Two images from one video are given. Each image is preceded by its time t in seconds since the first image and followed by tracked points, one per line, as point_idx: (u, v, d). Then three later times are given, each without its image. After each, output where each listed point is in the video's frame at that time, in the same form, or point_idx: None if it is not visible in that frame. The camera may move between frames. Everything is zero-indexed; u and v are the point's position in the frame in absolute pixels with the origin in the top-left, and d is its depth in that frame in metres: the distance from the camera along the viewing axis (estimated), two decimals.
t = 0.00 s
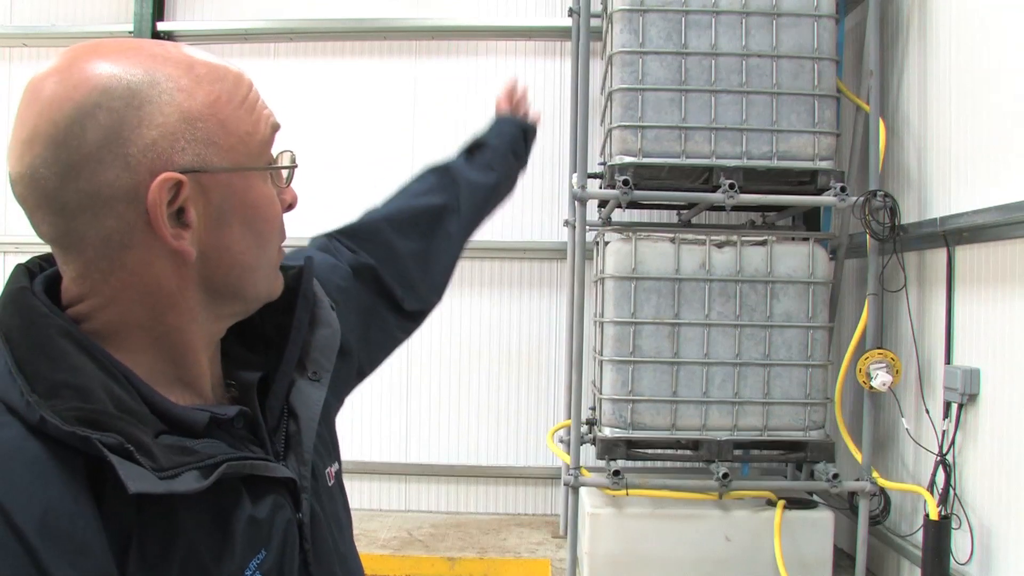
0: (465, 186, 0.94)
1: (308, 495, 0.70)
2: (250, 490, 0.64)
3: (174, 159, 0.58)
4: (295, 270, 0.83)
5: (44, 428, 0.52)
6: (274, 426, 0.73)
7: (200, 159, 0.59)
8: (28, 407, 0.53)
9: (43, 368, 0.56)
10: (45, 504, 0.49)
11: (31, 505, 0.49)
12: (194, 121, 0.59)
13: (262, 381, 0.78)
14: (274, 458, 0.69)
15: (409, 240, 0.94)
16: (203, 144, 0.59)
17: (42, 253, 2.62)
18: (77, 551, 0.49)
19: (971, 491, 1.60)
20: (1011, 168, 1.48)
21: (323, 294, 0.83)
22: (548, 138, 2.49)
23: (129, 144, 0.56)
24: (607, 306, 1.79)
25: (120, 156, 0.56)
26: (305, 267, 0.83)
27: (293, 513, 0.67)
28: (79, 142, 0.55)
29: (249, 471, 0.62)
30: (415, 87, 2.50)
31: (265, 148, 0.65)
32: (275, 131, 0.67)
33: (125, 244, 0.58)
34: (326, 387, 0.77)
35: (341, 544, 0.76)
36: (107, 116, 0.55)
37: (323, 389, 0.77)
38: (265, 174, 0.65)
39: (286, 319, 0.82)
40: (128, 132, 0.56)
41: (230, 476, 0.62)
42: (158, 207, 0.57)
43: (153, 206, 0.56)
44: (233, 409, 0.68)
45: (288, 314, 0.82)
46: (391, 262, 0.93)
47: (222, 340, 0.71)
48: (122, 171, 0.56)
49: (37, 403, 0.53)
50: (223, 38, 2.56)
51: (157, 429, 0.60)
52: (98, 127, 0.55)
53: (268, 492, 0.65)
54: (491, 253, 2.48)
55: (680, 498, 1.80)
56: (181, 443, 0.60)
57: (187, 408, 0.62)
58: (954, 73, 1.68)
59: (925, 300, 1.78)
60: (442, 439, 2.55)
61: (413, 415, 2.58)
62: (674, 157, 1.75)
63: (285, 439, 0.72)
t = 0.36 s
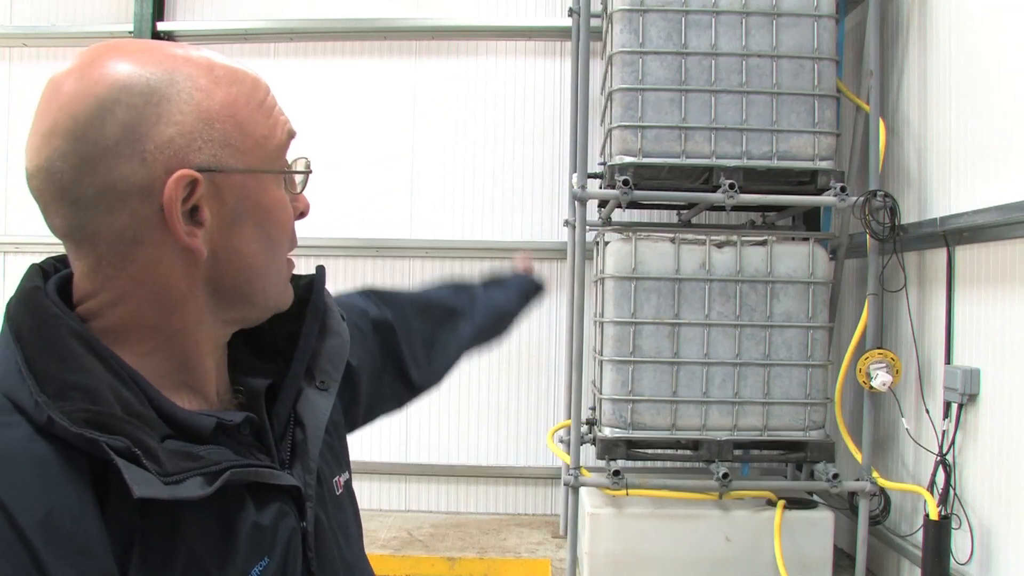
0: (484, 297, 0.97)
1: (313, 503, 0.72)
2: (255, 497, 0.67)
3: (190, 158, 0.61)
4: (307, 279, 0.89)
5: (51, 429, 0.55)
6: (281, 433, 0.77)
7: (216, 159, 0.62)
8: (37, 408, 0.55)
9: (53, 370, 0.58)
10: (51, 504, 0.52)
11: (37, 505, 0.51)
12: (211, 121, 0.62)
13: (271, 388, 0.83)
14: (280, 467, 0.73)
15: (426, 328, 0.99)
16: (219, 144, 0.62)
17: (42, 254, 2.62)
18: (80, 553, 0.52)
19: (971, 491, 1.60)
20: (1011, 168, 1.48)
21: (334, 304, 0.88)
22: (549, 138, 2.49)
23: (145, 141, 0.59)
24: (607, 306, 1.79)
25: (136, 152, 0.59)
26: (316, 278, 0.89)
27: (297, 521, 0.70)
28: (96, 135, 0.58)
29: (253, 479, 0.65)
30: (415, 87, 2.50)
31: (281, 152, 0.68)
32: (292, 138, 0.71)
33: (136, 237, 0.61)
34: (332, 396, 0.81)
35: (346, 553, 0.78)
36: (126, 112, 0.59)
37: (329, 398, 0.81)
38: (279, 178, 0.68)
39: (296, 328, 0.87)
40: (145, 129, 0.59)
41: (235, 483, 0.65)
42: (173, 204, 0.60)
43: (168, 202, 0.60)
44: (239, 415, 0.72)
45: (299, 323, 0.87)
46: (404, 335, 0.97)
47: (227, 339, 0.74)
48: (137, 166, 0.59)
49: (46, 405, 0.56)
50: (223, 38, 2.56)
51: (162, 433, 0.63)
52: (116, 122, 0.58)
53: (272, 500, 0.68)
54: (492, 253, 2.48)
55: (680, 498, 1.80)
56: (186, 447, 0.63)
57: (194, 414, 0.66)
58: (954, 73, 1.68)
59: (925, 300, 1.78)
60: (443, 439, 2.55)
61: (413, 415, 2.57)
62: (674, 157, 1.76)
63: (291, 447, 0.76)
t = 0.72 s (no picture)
0: (499, 361, 1.14)
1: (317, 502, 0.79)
2: (262, 492, 0.73)
3: (210, 154, 0.68)
4: (319, 284, 1.00)
5: (66, 415, 0.61)
6: (290, 432, 0.83)
7: (234, 155, 0.69)
8: (53, 394, 0.62)
9: (70, 361, 0.65)
10: (66, 491, 0.58)
11: (52, 492, 0.57)
12: (229, 118, 0.69)
13: (280, 388, 0.90)
14: (288, 465, 0.79)
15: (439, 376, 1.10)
16: (238, 141, 0.69)
17: (42, 254, 2.62)
18: (90, 540, 0.58)
19: (971, 491, 1.60)
20: (1011, 168, 1.49)
21: (344, 309, 0.99)
22: (549, 136, 2.49)
23: (165, 135, 0.66)
24: (607, 306, 1.79)
25: (157, 146, 0.66)
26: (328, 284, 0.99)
27: (302, 519, 0.76)
28: (119, 131, 0.65)
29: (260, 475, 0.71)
30: (415, 88, 2.50)
31: (294, 151, 0.76)
32: (305, 140, 0.78)
33: (155, 224, 0.67)
34: (340, 400, 0.87)
35: (349, 555, 0.84)
36: (147, 107, 0.65)
37: (336, 401, 0.87)
38: (295, 177, 0.76)
39: (306, 331, 0.96)
40: (164, 125, 0.66)
41: (244, 478, 0.71)
42: (192, 196, 0.66)
43: (186, 194, 0.66)
44: (248, 411, 0.78)
45: (309, 325, 0.97)
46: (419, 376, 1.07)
47: (236, 332, 0.81)
48: (158, 159, 0.66)
49: (64, 392, 0.62)
50: (223, 38, 2.56)
51: (174, 425, 0.69)
52: (137, 117, 0.65)
53: (279, 496, 0.74)
54: (492, 253, 2.48)
55: (680, 498, 1.80)
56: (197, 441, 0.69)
57: (205, 408, 0.72)
58: (953, 74, 1.68)
59: (925, 300, 1.78)
60: (442, 440, 2.55)
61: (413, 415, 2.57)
62: (674, 157, 1.75)
63: (298, 447, 0.82)
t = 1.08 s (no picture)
0: (507, 354, 1.16)
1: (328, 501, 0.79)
2: (273, 490, 0.74)
3: (230, 152, 0.69)
4: (332, 285, 1.00)
5: (79, 411, 0.62)
6: (302, 432, 0.83)
7: (253, 154, 0.71)
8: (67, 390, 0.62)
9: (84, 357, 0.65)
10: (78, 486, 0.59)
11: (66, 486, 0.58)
12: (248, 116, 0.70)
13: (292, 387, 0.90)
14: (299, 464, 0.80)
15: (450, 370, 1.11)
16: (257, 141, 0.71)
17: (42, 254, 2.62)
18: (101, 536, 0.58)
19: (971, 491, 1.60)
20: (1011, 168, 1.48)
21: (357, 309, 0.99)
22: (549, 136, 2.49)
23: (186, 134, 0.67)
24: (607, 306, 1.79)
25: (178, 144, 0.67)
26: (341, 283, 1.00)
27: (313, 518, 0.76)
28: (139, 129, 0.66)
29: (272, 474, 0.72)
30: (415, 88, 2.50)
31: (311, 150, 0.77)
32: (321, 141, 0.80)
33: (175, 221, 0.69)
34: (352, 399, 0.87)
35: (360, 554, 0.85)
36: (166, 106, 0.67)
37: (349, 401, 0.87)
38: (311, 175, 0.77)
39: (319, 331, 0.97)
40: (184, 123, 0.67)
41: (255, 476, 0.71)
42: (212, 194, 0.68)
43: (208, 192, 0.67)
44: (260, 410, 0.79)
45: (322, 326, 0.97)
46: (431, 371, 1.08)
47: (250, 329, 0.82)
48: (179, 157, 0.67)
49: (78, 388, 0.63)
50: (223, 38, 2.56)
51: (186, 423, 0.70)
52: (157, 115, 0.66)
53: (291, 495, 0.75)
54: (492, 253, 2.48)
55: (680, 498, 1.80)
56: (208, 438, 0.70)
57: (217, 406, 0.72)
58: (954, 74, 1.68)
59: (925, 300, 1.78)
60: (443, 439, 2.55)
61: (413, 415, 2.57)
62: (674, 157, 1.75)
63: (310, 446, 0.83)
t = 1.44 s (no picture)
0: (515, 412, 1.22)
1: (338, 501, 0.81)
2: (284, 490, 0.77)
3: (246, 151, 0.73)
4: (342, 288, 1.03)
5: (92, 408, 0.65)
6: (311, 433, 0.87)
7: (268, 153, 0.74)
8: (80, 387, 0.66)
9: (97, 356, 0.69)
10: (90, 482, 0.62)
11: (77, 482, 0.61)
12: (264, 115, 0.74)
13: (303, 389, 0.94)
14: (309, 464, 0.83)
15: (460, 415, 1.17)
16: (273, 141, 0.75)
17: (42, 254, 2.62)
18: (110, 530, 0.62)
19: (971, 491, 1.60)
20: (1011, 168, 1.48)
21: (366, 313, 1.02)
22: (550, 136, 2.49)
23: (202, 131, 0.71)
24: (607, 305, 1.79)
25: (194, 141, 0.71)
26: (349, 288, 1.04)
27: (323, 519, 0.79)
28: (157, 125, 0.70)
29: (283, 473, 0.75)
30: (415, 87, 2.50)
31: (325, 153, 0.81)
32: (335, 145, 0.84)
33: (188, 217, 0.72)
34: (361, 399, 0.91)
35: (371, 554, 0.87)
36: (184, 104, 0.70)
37: (358, 401, 0.90)
38: (324, 177, 0.81)
39: (327, 333, 1.01)
40: (200, 120, 0.71)
41: (265, 475, 0.74)
42: (226, 191, 0.71)
43: (222, 189, 0.71)
44: (270, 409, 0.82)
45: (331, 329, 1.01)
46: (437, 414, 1.14)
47: (259, 326, 0.85)
48: (195, 154, 0.71)
49: (91, 386, 0.66)
50: (223, 38, 2.56)
51: (197, 421, 0.73)
52: (175, 112, 0.70)
53: (301, 495, 0.78)
54: (492, 253, 2.48)
55: (680, 498, 1.80)
56: (219, 437, 0.73)
57: (228, 405, 0.76)
58: (953, 74, 1.68)
59: (925, 300, 1.78)
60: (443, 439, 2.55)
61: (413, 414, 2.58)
62: (674, 157, 1.75)
63: (319, 447, 0.86)
